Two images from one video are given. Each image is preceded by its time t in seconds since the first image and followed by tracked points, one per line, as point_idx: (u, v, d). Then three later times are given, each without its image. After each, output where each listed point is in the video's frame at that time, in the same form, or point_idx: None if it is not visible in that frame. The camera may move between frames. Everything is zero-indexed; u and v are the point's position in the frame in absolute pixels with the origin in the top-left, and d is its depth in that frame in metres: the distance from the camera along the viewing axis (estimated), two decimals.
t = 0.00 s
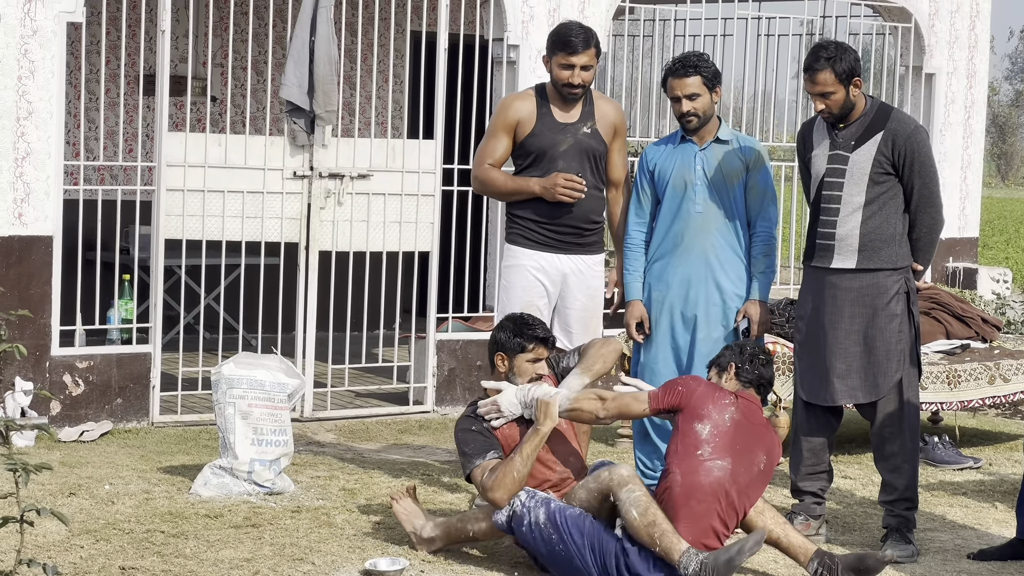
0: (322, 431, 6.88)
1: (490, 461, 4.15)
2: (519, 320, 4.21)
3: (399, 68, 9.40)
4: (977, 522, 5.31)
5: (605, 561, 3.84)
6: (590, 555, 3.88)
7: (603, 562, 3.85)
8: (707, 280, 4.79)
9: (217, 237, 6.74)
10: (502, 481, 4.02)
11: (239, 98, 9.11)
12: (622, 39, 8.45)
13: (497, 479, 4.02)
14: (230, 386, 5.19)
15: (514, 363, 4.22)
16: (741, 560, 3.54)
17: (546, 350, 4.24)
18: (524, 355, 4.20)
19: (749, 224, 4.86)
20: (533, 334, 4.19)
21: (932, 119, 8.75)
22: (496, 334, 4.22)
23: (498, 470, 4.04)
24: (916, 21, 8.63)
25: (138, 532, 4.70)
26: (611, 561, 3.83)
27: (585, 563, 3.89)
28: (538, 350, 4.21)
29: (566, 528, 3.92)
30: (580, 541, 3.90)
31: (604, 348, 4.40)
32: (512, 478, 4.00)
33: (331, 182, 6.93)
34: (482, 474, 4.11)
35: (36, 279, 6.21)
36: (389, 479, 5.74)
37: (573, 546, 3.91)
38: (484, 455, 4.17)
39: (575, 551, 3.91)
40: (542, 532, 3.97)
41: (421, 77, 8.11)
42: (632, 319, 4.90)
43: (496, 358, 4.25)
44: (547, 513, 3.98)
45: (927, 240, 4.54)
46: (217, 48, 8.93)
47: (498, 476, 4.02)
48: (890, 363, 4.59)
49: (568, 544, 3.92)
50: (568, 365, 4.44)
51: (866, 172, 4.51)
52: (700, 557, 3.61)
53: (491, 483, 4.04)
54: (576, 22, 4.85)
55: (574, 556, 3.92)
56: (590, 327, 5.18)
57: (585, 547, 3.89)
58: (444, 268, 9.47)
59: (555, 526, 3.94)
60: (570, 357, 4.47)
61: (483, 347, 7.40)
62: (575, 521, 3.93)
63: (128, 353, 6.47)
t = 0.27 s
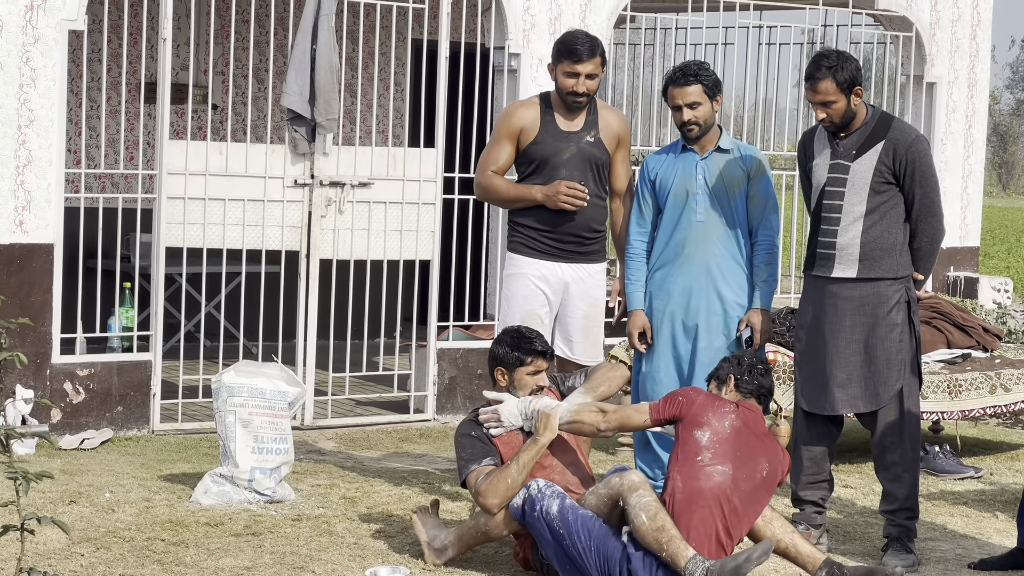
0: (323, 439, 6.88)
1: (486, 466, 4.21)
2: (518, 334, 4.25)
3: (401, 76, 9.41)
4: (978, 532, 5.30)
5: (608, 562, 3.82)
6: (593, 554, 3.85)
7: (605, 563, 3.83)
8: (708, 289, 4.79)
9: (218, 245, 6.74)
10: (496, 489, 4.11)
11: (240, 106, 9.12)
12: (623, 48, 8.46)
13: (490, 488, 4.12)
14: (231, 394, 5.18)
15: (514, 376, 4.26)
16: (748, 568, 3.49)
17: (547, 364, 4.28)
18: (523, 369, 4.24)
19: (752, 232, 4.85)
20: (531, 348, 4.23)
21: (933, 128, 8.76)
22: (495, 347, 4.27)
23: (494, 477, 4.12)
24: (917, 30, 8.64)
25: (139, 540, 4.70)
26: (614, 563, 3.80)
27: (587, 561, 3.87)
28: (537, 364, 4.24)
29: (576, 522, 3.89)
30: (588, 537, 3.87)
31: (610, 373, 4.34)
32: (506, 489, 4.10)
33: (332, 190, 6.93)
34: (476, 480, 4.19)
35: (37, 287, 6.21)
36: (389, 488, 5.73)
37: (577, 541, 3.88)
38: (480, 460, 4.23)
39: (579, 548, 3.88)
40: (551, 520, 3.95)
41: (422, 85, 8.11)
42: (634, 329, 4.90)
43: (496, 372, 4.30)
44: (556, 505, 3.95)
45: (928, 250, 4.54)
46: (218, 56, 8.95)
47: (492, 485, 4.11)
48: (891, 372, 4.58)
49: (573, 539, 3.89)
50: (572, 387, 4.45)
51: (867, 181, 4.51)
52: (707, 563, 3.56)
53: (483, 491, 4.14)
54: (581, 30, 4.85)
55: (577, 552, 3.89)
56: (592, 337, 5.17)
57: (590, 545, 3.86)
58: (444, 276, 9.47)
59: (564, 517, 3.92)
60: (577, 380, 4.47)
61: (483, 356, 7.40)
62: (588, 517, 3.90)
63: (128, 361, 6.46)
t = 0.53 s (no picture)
0: (323, 445, 6.87)
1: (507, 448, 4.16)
2: (546, 334, 4.27)
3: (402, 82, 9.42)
4: (979, 539, 5.29)
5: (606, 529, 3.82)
6: (593, 520, 3.86)
7: (602, 530, 3.83)
8: (710, 295, 4.79)
9: (219, 250, 6.74)
10: (519, 464, 4.02)
11: (241, 112, 9.13)
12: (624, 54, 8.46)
13: (513, 462, 4.02)
14: (232, 400, 5.17)
15: (542, 375, 4.25)
16: (757, 492, 3.50)
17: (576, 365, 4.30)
18: (551, 368, 4.23)
19: (754, 238, 4.85)
20: (560, 348, 4.23)
21: (934, 135, 8.76)
22: (524, 346, 4.27)
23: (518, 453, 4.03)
24: (918, 36, 8.64)
25: (139, 545, 4.69)
26: (610, 532, 3.80)
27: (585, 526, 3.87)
28: (565, 364, 4.25)
29: (586, 488, 3.91)
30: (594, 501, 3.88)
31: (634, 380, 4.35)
32: (530, 464, 4.00)
33: (333, 196, 6.93)
34: (498, 455, 4.10)
35: (38, 292, 6.21)
36: (389, 493, 5.73)
37: (581, 506, 3.89)
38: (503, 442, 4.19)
39: (581, 513, 3.89)
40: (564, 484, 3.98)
41: (423, 91, 8.11)
42: (635, 335, 4.89)
43: (523, 371, 4.29)
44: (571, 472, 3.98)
45: (929, 256, 4.53)
46: (220, 62, 8.95)
47: (514, 461, 4.02)
48: (892, 379, 4.58)
49: (578, 505, 3.90)
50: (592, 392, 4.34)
51: (868, 188, 4.51)
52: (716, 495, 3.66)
53: (505, 463, 4.04)
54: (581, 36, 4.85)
55: (577, 518, 3.90)
56: (592, 343, 5.18)
57: (591, 512, 3.86)
58: (445, 282, 9.47)
59: (577, 481, 3.95)
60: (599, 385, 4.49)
61: (484, 362, 7.40)
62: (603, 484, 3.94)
63: (129, 366, 6.46)
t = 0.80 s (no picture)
0: (324, 446, 6.88)
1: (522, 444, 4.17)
2: (546, 332, 4.37)
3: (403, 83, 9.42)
4: (980, 540, 5.29)
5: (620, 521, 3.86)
6: (605, 512, 3.88)
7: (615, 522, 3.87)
8: (711, 296, 4.79)
9: (219, 251, 6.75)
10: (537, 458, 4.00)
11: (241, 113, 9.14)
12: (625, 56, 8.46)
13: (532, 457, 4.00)
14: (232, 401, 5.17)
15: (545, 372, 4.33)
16: (786, 433, 3.51)
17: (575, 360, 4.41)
18: (553, 364, 4.32)
19: (754, 239, 4.85)
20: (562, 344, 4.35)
21: (935, 136, 8.76)
22: (525, 345, 4.36)
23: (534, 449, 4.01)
24: (919, 38, 8.63)
25: (139, 546, 4.69)
26: (625, 524, 3.85)
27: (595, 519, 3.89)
28: (566, 360, 4.35)
29: (594, 480, 3.93)
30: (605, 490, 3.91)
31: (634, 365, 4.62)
32: (547, 459, 3.98)
33: (334, 197, 6.94)
34: (513, 452, 4.10)
35: (39, 293, 6.21)
36: (390, 494, 5.73)
37: (591, 498, 3.90)
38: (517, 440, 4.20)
39: (592, 503, 3.90)
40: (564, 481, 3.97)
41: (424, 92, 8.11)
42: (636, 337, 4.89)
43: (525, 371, 4.35)
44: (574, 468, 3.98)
45: (930, 258, 4.53)
46: (221, 62, 8.96)
47: (533, 456, 4.01)
48: (893, 380, 4.58)
49: (586, 497, 3.90)
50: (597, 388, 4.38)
51: (869, 189, 4.51)
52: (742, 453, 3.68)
53: (523, 459, 4.03)
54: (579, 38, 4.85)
55: (588, 510, 3.90)
56: (592, 342, 5.17)
57: (604, 504, 3.89)
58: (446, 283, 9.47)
59: (582, 474, 3.95)
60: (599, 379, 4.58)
61: (485, 363, 7.40)
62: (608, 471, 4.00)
63: (130, 367, 6.46)
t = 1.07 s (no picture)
0: (324, 443, 6.87)
1: (533, 427, 4.18)
2: (574, 312, 4.28)
3: (404, 80, 9.42)
4: (980, 537, 5.29)
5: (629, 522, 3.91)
6: (614, 512, 3.93)
7: (624, 523, 3.92)
8: (712, 293, 4.79)
9: (220, 248, 6.74)
10: (542, 445, 4.03)
11: (242, 109, 9.13)
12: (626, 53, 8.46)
13: (538, 442, 4.03)
14: (232, 398, 5.17)
15: (570, 353, 4.24)
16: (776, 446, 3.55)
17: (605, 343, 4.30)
18: (580, 345, 4.24)
19: (755, 236, 4.85)
20: (589, 325, 4.24)
21: (936, 134, 8.75)
22: (551, 325, 4.27)
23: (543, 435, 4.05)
24: (921, 35, 8.63)
25: (139, 543, 4.69)
26: (633, 527, 3.90)
27: (602, 519, 3.94)
28: (592, 342, 4.25)
29: (608, 479, 3.96)
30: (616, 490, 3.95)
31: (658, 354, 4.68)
32: (554, 446, 4.01)
33: (334, 194, 6.93)
34: (523, 437, 4.11)
35: (39, 289, 6.20)
36: (390, 491, 5.72)
37: (602, 497, 3.94)
38: (529, 421, 4.21)
39: (601, 501, 3.94)
40: (577, 476, 4.00)
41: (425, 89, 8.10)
42: (637, 334, 4.90)
43: (552, 349, 4.28)
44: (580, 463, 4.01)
45: (931, 256, 4.52)
46: (221, 59, 8.95)
47: (538, 442, 4.03)
48: (894, 378, 4.58)
49: (596, 497, 3.94)
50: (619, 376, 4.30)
51: (870, 187, 4.51)
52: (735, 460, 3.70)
53: (529, 442, 4.07)
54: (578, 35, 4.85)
55: (598, 508, 3.94)
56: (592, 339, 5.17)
57: (615, 505, 3.93)
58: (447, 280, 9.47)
59: (596, 471, 3.98)
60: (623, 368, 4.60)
61: (485, 360, 7.40)
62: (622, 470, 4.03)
63: (130, 364, 6.46)
